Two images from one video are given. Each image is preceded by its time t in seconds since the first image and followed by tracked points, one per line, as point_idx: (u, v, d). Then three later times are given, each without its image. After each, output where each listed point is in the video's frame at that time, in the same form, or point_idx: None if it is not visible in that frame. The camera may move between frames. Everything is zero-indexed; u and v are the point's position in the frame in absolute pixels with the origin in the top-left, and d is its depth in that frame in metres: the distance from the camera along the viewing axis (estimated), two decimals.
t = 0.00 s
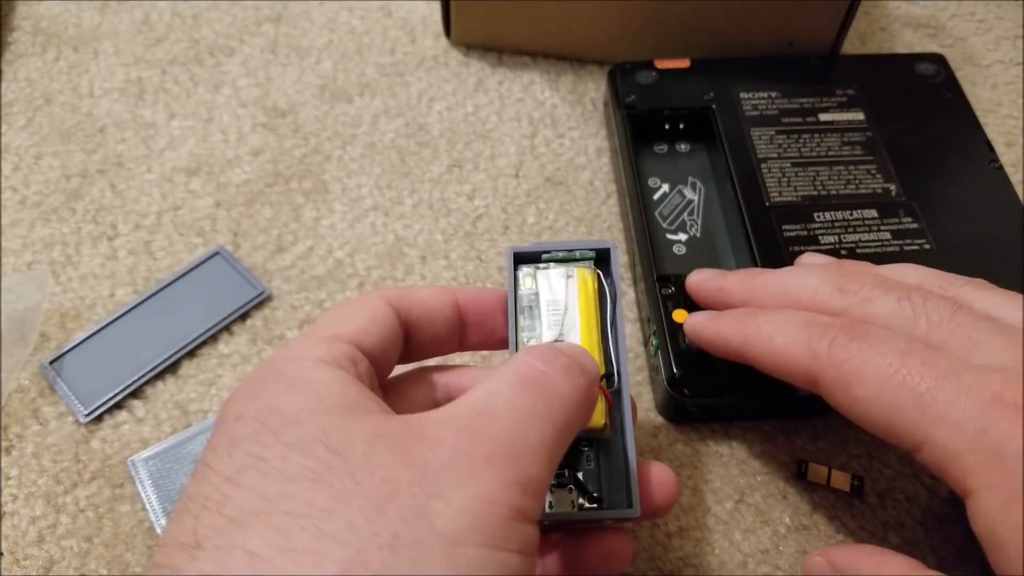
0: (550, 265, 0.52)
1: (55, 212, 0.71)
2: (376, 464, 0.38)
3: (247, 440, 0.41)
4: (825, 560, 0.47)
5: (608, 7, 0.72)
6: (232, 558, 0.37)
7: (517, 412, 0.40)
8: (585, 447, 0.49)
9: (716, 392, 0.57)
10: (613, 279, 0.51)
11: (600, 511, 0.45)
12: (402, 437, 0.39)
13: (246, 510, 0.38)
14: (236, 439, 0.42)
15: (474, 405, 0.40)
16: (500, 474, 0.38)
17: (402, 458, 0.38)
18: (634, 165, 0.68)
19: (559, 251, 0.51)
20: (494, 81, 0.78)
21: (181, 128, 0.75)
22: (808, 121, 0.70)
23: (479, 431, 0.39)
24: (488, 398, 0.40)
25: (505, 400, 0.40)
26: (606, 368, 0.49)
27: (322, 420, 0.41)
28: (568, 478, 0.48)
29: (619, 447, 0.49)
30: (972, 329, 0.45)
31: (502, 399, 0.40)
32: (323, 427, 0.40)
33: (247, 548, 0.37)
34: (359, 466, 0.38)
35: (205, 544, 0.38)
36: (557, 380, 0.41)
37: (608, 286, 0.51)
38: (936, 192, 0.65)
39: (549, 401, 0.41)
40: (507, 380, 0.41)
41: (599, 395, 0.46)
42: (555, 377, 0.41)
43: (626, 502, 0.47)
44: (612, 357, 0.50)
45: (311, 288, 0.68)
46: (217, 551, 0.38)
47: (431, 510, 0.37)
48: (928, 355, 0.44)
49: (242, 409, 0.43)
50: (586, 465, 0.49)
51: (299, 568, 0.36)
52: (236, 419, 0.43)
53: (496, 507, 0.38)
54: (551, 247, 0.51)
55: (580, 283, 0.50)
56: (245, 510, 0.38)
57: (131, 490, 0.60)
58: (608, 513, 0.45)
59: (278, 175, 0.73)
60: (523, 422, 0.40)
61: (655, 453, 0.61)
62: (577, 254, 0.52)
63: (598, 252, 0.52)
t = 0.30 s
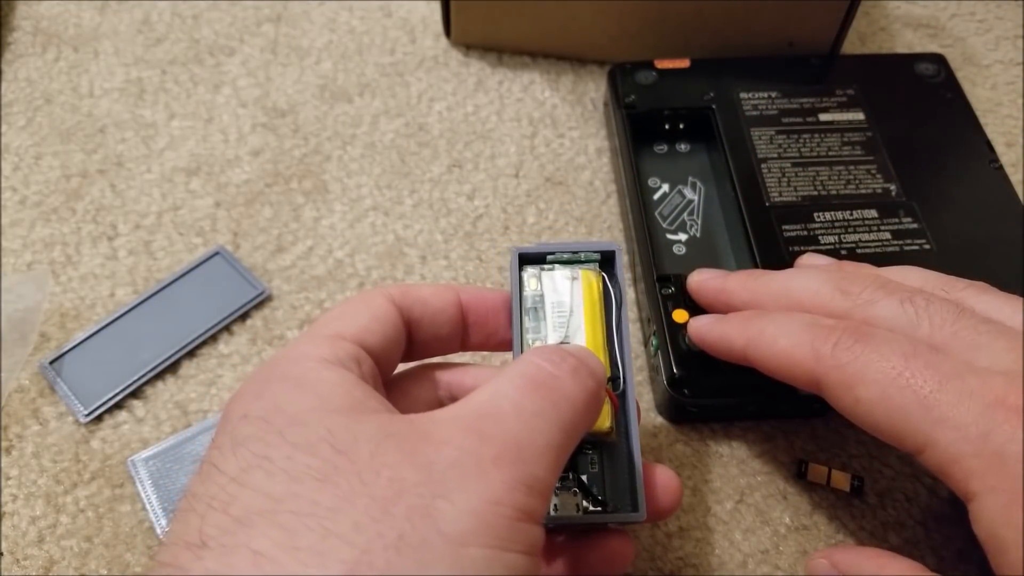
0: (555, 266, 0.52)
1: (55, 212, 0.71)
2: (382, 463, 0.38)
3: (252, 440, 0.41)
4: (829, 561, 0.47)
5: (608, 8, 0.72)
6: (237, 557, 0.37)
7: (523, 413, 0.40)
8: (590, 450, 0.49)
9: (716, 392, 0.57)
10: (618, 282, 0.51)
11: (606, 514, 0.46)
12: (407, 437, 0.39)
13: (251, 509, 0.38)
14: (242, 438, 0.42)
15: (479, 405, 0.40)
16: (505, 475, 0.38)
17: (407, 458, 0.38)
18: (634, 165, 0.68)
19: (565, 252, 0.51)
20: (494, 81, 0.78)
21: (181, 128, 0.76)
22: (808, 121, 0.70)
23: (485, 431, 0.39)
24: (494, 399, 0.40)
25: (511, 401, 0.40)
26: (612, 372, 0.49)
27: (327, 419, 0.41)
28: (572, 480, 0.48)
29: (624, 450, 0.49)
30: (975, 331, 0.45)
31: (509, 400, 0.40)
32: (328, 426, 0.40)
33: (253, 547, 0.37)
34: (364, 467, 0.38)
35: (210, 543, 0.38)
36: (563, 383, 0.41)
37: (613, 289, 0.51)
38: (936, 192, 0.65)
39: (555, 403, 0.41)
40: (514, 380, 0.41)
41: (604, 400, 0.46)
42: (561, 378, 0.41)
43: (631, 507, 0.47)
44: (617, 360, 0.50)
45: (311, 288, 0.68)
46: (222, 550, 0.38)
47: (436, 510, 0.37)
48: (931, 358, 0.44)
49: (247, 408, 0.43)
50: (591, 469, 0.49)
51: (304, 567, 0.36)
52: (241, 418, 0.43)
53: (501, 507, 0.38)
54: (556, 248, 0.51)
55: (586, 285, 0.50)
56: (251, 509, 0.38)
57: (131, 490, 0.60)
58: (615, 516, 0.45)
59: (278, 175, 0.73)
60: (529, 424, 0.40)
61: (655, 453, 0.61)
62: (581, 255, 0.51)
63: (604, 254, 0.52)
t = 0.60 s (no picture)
0: (558, 267, 0.52)
1: (55, 212, 0.71)
2: (383, 461, 0.38)
3: (255, 438, 0.41)
4: (830, 562, 0.47)
5: (608, 8, 0.72)
6: (239, 555, 0.37)
7: (526, 411, 0.40)
8: (591, 452, 0.49)
9: (715, 392, 0.57)
10: (620, 283, 0.51)
11: (607, 515, 0.46)
12: (409, 435, 0.39)
13: (253, 507, 0.38)
14: (244, 437, 0.42)
15: (482, 403, 0.40)
16: (507, 473, 0.38)
17: (409, 456, 0.38)
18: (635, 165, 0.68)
19: (568, 253, 0.51)
20: (494, 81, 0.78)
21: (181, 128, 0.75)
22: (808, 121, 0.70)
23: (488, 429, 0.39)
24: (497, 397, 0.40)
25: (513, 399, 0.40)
26: (613, 372, 0.49)
27: (329, 417, 0.41)
28: (574, 481, 0.48)
29: (625, 452, 0.49)
30: (977, 333, 0.45)
31: (512, 398, 0.40)
32: (330, 425, 0.40)
33: (254, 545, 0.37)
34: (366, 464, 0.38)
35: (212, 541, 0.38)
36: (566, 381, 0.41)
37: (616, 291, 0.52)
38: (936, 192, 0.65)
39: (558, 401, 0.40)
40: (517, 379, 0.41)
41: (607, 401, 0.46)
42: (564, 377, 0.41)
43: (632, 507, 0.47)
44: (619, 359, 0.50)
45: (311, 288, 0.68)
46: (224, 548, 0.38)
47: (438, 507, 0.37)
48: (932, 360, 0.44)
49: (249, 407, 0.43)
50: (592, 470, 0.49)
51: (305, 565, 0.36)
52: (244, 416, 0.43)
53: (503, 505, 0.37)
54: (560, 249, 0.51)
55: (589, 286, 0.50)
56: (253, 507, 0.38)
57: (131, 490, 0.60)
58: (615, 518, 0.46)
59: (278, 175, 0.73)
60: (532, 422, 0.39)
61: (655, 453, 0.61)
62: (584, 256, 0.51)
63: (607, 255, 0.52)
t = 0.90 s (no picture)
0: (563, 273, 0.52)
1: (55, 212, 0.71)
2: (386, 463, 0.38)
3: (258, 439, 0.41)
4: (830, 560, 0.47)
5: (607, 8, 0.72)
6: (240, 556, 0.37)
7: (529, 413, 0.40)
8: (596, 457, 0.49)
9: (715, 392, 0.57)
10: (624, 290, 0.52)
11: (612, 520, 0.45)
12: (412, 436, 0.39)
13: (256, 508, 0.38)
14: (247, 437, 0.42)
15: (486, 405, 0.40)
16: (509, 475, 0.38)
17: (411, 458, 0.38)
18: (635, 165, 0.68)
19: (572, 259, 0.51)
20: (494, 81, 0.78)
21: (181, 128, 0.75)
22: (808, 121, 0.70)
23: (492, 431, 0.39)
24: (500, 399, 0.40)
25: (517, 401, 0.40)
26: (619, 377, 0.49)
27: (332, 419, 0.41)
28: (578, 487, 0.48)
29: (629, 457, 0.49)
30: (977, 333, 0.45)
31: (516, 400, 0.40)
32: (333, 426, 0.40)
33: (256, 546, 0.37)
34: (368, 465, 0.38)
35: (214, 542, 0.38)
36: (570, 383, 0.41)
37: (620, 297, 0.52)
38: (936, 192, 0.65)
39: (562, 404, 0.40)
40: (521, 381, 0.41)
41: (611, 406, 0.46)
42: (568, 380, 0.41)
43: (636, 511, 0.47)
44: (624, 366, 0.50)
45: (311, 288, 0.68)
46: (226, 549, 0.38)
47: (440, 509, 0.37)
48: (934, 358, 0.44)
49: (253, 408, 0.43)
50: (597, 474, 0.49)
51: (307, 565, 0.36)
52: (247, 417, 0.43)
53: (505, 507, 0.37)
54: (564, 254, 0.51)
55: (593, 291, 0.50)
56: (255, 508, 0.38)
57: (131, 490, 0.60)
58: (621, 522, 0.45)
59: (278, 175, 0.73)
60: (535, 424, 0.39)
61: (655, 453, 0.61)
62: (589, 262, 0.52)
63: (611, 262, 0.52)
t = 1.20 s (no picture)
0: (562, 275, 0.52)
1: (55, 212, 0.72)
2: (385, 464, 0.38)
3: (256, 440, 0.41)
4: (830, 561, 0.47)
5: (607, 8, 0.72)
6: (240, 557, 0.37)
7: (529, 414, 0.40)
8: (594, 459, 0.49)
9: (715, 392, 0.57)
10: (623, 293, 0.52)
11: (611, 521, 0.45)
12: (412, 438, 0.39)
13: (255, 509, 0.38)
14: (245, 438, 0.42)
15: (485, 406, 0.40)
16: (508, 477, 0.38)
17: (411, 458, 0.38)
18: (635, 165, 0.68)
19: (571, 261, 0.51)
20: (494, 81, 0.78)
21: (181, 128, 0.76)
22: (808, 121, 0.70)
23: (492, 432, 0.39)
24: (500, 400, 0.40)
25: (517, 402, 0.40)
26: (618, 379, 0.49)
27: (332, 420, 0.41)
28: (577, 487, 0.48)
29: (628, 458, 0.49)
30: (978, 333, 0.45)
31: (515, 402, 0.40)
32: (332, 428, 0.40)
33: (255, 547, 0.37)
34: (367, 466, 0.38)
35: (214, 543, 0.38)
36: (570, 384, 0.41)
37: (618, 299, 0.52)
38: (936, 192, 0.65)
39: (562, 405, 0.40)
40: (521, 383, 0.41)
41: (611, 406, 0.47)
42: (569, 381, 0.41)
43: (636, 513, 0.47)
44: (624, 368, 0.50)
45: (311, 288, 0.68)
46: (226, 550, 0.37)
47: (440, 510, 0.37)
48: (934, 357, 0.44)
49: (252, 408, 0.43)
50: (596, 476, 0.49)
51: (306, 567, 0.36)
52: (246, 418, 0.43)
53: (505, 509, 0.37)
54: (564, 256, 0.50)
55: (592, 294, 0.51)
56: (254, 509, 0.38)
57: (131, 490, 0.60)
58: (621, 523, 0.45)
59: (278, 175, 0.73)
60: (535, 425, 0.40)
61: (655, 453, 0.61)
62: (588, 264, 0.51)
63: (610, 265, 0.52)
